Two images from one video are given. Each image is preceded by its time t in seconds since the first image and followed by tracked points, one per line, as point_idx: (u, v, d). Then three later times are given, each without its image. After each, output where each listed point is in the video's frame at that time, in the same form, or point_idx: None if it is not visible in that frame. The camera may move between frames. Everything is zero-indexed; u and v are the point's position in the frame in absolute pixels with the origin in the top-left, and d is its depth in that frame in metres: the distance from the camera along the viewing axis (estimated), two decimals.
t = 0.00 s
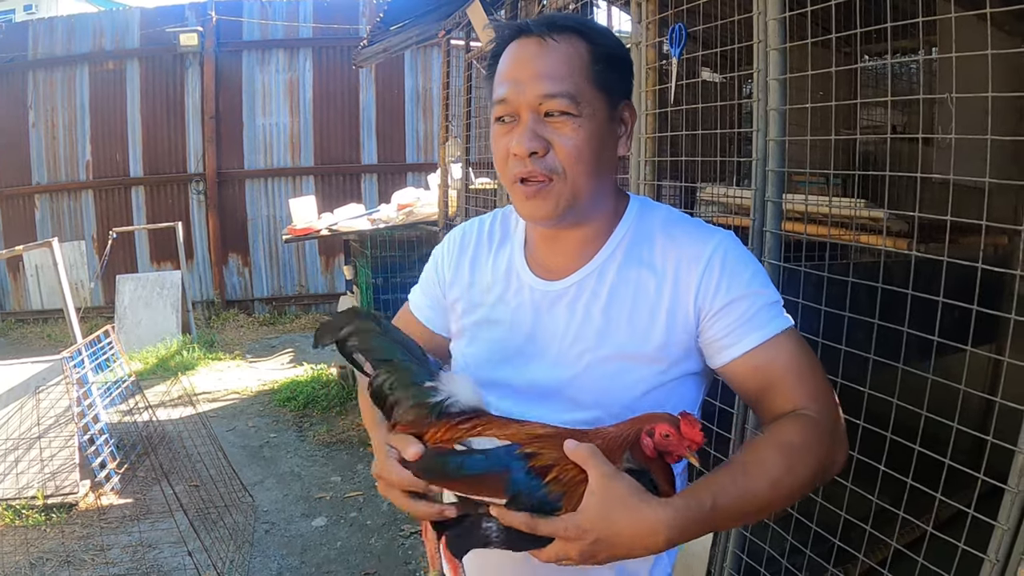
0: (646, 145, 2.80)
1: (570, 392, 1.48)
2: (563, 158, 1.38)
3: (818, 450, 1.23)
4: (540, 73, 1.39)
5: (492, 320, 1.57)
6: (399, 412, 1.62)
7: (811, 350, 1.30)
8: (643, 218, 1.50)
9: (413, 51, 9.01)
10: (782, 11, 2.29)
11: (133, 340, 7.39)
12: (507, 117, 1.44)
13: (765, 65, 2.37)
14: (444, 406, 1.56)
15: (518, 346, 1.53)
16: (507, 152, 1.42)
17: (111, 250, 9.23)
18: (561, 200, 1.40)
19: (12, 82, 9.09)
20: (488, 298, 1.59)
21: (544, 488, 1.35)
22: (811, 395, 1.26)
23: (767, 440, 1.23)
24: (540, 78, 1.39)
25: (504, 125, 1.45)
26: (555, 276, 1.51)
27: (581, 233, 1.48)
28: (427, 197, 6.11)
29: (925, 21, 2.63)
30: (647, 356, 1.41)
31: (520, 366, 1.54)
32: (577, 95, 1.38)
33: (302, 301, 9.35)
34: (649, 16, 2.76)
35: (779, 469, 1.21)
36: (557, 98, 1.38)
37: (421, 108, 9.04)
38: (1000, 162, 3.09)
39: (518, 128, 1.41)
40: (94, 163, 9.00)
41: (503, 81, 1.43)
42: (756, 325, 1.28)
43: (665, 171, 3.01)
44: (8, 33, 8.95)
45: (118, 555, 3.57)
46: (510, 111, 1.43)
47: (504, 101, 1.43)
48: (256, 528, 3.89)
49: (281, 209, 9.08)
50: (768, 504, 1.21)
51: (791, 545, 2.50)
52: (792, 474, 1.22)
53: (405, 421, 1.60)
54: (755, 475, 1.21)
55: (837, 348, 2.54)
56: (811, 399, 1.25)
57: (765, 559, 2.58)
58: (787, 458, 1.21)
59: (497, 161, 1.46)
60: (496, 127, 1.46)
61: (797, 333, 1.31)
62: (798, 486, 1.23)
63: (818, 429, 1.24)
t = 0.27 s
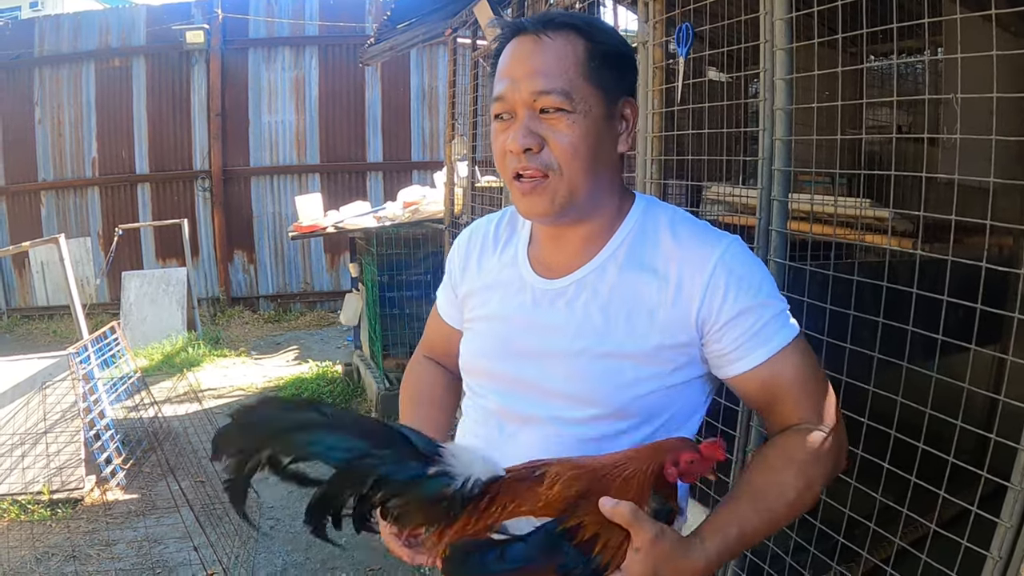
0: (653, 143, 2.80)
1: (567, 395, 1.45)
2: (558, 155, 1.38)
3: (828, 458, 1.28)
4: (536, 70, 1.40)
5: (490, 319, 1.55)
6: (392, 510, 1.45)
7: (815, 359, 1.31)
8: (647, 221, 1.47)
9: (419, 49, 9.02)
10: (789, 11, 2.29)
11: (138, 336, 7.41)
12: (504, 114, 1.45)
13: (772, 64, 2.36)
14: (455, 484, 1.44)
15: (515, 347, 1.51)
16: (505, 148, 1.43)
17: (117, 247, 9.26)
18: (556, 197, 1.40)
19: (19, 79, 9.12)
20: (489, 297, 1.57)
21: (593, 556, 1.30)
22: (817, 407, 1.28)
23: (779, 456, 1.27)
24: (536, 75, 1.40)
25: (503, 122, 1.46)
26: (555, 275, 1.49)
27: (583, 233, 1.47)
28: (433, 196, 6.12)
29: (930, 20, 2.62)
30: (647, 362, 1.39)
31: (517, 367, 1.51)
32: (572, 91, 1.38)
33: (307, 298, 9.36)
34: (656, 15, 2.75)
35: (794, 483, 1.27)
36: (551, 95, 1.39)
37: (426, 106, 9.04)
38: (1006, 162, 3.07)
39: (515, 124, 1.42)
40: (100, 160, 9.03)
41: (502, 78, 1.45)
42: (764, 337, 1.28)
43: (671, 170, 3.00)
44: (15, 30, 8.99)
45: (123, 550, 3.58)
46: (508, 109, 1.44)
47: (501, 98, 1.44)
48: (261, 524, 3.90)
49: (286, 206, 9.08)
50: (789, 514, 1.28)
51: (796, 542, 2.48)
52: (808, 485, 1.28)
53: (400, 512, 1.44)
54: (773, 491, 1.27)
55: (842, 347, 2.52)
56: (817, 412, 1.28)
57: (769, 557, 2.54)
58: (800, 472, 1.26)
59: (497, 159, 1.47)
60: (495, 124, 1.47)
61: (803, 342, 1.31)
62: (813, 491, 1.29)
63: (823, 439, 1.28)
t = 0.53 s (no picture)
0: (653, 141, 2.80)
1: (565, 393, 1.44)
2: (562, 150, 1.37)
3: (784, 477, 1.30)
4: (541, 67, 1.39)
5: (490, 315, 1.54)
6: None
7: (794, 377, 1.31)
8: (647, 218, 1.46)
9: (418, 47, 9.01)
10: (788, 9, 2.29)
11: (138, 335, 7.40)
12: (508, 109, 1.43)
13: (771, 62, 2.36)
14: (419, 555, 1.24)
15: (514, 343, 1.50)
16: (507, 142, 1.41)
17: (116, 246, 9.25)
18: (559, 191, 1.38)
19: (17, 78, 9.10)
20: (490, 293, 1.56)
21: None
22: (784, 427, 1.29)
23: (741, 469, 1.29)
24: (541, 71, 1.39)
25: (506, 118, 1.44)
26: (557, 272, 1.48)
27: (584, 231, 1.46)
28: (433, 194, 6.12)
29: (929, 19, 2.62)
30: (643, 362, 1.37)
31: (515, 363, 1.50)
32: (576, 87, 1.38)
33: (307, 297, 9.36)
34: (655, 13, 2.75)
35: (751, 497, 1.29)
36: (556, 90, 1.38)
37: (426, 104, 9.04)
38: (1004, 160, 3.07)
39: (519, 119, 1.41)
40: (99, 158, 9.02)
41: (504, 74, 1.44)
42: (747, 346, 1.28)
43: (671, 168, 3.01)
44: (14, 29, 8.98)
45: (124, 548, 3.58)
46: (512, 104, 1.43)
47: (505, 94, 1.43)
48: (262, 522, 3.91)
49: (286, 205, 9.08)
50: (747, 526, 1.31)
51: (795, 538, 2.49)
52: (765, 500, 1.30)
53: None
54: (736, 502, 1.29)
55: (842, 344, 2.53)
56: (782, 433, 1.29)
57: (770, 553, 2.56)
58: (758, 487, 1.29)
59: (500, 154, 1.45)
60: (498, 120, 1.46)
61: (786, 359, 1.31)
62: (771, 506, 1.31)
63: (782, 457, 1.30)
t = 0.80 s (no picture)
0: (659, 141, 2.81)
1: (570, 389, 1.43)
2: (602, 143, 1.36)
3: (726, 486, 1.25)
4: (577, 58, 1.37)
5: (493, 309, 1.52)
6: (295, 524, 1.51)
7: (769, 390, 1.25)
8: (650, 213, 1.44)
9: (422, 47, 9.01)
10: (794, 10, 2.28)
11: (142, 334, 7.41)
12: (540, 99, 1.41)
13: (777, 62, 2.37)
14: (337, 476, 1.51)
15: (517, 338, 1.48)
16: (542, 135, 1.39)
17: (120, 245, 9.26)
18: (594, 186, 1.38)
19: (22, 77, 9.10)
20: (492, 286, 1.54)
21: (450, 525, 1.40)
22: (737, 435, 1.23)
23: (690, 463, 1.25)
24: (578, 62, 1.37)
25: (536, 108, 1.42)
26: (560, 266, 1.46)
27: (594, 224, 1.45)
28: (437, 193, 6.13)
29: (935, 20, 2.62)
30: (640, 358, 1.35)
31: (520, 359, 1.49)
32: (616, 80, 1.37)
33: (311, 296, 9.37)
34: (661, 14, 2.75)
35: (684, 488, 1.25)
36: (598, 83, 1.36)
37: (430, 104, 9.05)
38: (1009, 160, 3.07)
39: (554, 111, 1.39)
40: (103, 158, 9.03)
41: (536, 64, 1.41)
42: (728, 341, 1.24)
43: (677, 168, 3.02)
44: (18, 28, 8.98)
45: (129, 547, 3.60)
46: (546, 93, 1.40)
47: (537, 83, 1.41)
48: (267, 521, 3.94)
49: (290, 204, 9.09)
50: (677, 522, 1.27)
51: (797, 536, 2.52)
52: (699, 501, 1.26)
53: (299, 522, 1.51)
54: (671, 493, 1.26)
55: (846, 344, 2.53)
56: (736, 442, 1.24)
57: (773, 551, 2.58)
58: (696, 484, 1.25)
59: (525, 144, 1.43)
60: (527, 109, 1.43)
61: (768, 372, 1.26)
62: (702, 509, 1.26)
63: (729, 466, 1.24)
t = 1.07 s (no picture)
0: (667, 143, 2.81)
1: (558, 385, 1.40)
2: (593, 143, 1.33)
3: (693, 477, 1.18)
4: (574, 55, 1.32)
5: (479, 306, 1.50)
6: (267, 453, 1.79)
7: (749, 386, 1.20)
8: (636, 207, 1.41)
9: (428, 48, 9.02)
10: (803, 12, 2.28)
11: (147, 333, 7.42)
12: (535, 94, 1.37)
13: (785, 65, 2.36)
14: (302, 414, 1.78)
15: (503, 333, 1.45)
16: (535, 130, 1.36)
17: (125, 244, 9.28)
18: (582, 184, 1.35)
19: (28, 77, 9.12)
20: (478, 283, 1.51)
21: (414, 471, 1.54)
22: (711, 427, 1.18)
23: (660, 445, 1.20)
24: (575, 60, 1.32)
25: (532, 103, 1.38)
26: (546, 261, 1.44)
27: (581, 222, 1.42)
28: (443, 194, 6.13)
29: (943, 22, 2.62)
30: (625, 350, 1.32)
31: (507, 356, 1.46)
32: (613, 82, 1.33)
33: (316, 296, 9.38)
34: (669, 16, 2.75)
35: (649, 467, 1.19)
36: (594, 83, 1.32)
37: (436, 105, 9.06)
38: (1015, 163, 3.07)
39: (548, 107, 1.35)
40: (109, 157, 9.04)
41: (533, 60, 1.36)
42: (707, 328, 1.20)
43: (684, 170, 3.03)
44: (25, 28, 9.01)
45: (135, 546, 3.63)
46: (543, 89, 1.36)
47: (534, 78, 1.36)
48: (272, 520, 3.96)
49: (296, 204, 9.11)
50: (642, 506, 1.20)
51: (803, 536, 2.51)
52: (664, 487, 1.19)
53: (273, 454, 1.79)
54: (638, 471, 1.20)
55: (853, 345, 2.53)
56: (709, 435, 1.18)
57: (779, 551, 2.57)
58: (663, 468, 1.19)
59: (517, 140, 1.40)
60: (522, 103, 1.39)
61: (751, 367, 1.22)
62: (665, 498, 1.20)
63: (699, 458, 1.18)
